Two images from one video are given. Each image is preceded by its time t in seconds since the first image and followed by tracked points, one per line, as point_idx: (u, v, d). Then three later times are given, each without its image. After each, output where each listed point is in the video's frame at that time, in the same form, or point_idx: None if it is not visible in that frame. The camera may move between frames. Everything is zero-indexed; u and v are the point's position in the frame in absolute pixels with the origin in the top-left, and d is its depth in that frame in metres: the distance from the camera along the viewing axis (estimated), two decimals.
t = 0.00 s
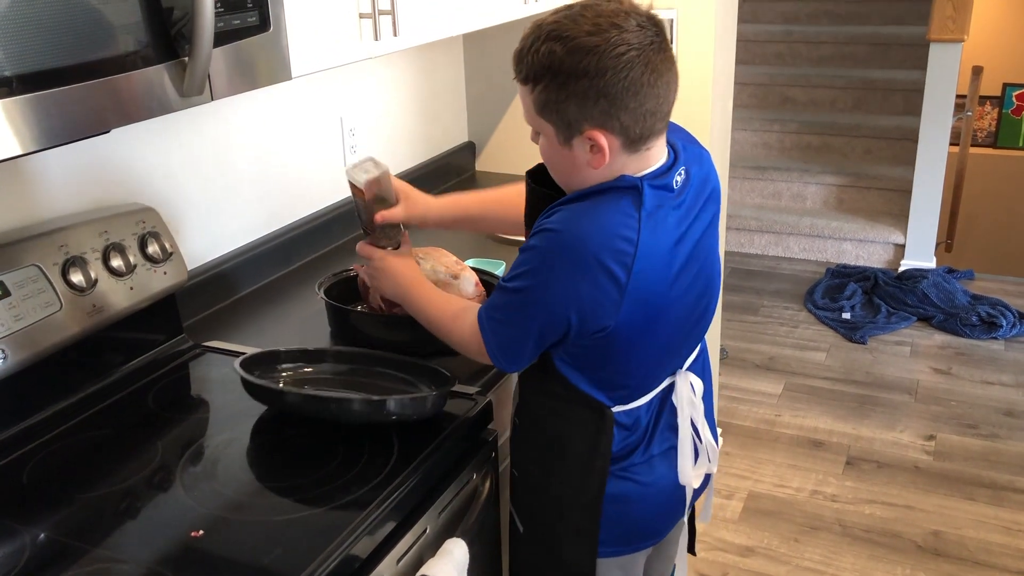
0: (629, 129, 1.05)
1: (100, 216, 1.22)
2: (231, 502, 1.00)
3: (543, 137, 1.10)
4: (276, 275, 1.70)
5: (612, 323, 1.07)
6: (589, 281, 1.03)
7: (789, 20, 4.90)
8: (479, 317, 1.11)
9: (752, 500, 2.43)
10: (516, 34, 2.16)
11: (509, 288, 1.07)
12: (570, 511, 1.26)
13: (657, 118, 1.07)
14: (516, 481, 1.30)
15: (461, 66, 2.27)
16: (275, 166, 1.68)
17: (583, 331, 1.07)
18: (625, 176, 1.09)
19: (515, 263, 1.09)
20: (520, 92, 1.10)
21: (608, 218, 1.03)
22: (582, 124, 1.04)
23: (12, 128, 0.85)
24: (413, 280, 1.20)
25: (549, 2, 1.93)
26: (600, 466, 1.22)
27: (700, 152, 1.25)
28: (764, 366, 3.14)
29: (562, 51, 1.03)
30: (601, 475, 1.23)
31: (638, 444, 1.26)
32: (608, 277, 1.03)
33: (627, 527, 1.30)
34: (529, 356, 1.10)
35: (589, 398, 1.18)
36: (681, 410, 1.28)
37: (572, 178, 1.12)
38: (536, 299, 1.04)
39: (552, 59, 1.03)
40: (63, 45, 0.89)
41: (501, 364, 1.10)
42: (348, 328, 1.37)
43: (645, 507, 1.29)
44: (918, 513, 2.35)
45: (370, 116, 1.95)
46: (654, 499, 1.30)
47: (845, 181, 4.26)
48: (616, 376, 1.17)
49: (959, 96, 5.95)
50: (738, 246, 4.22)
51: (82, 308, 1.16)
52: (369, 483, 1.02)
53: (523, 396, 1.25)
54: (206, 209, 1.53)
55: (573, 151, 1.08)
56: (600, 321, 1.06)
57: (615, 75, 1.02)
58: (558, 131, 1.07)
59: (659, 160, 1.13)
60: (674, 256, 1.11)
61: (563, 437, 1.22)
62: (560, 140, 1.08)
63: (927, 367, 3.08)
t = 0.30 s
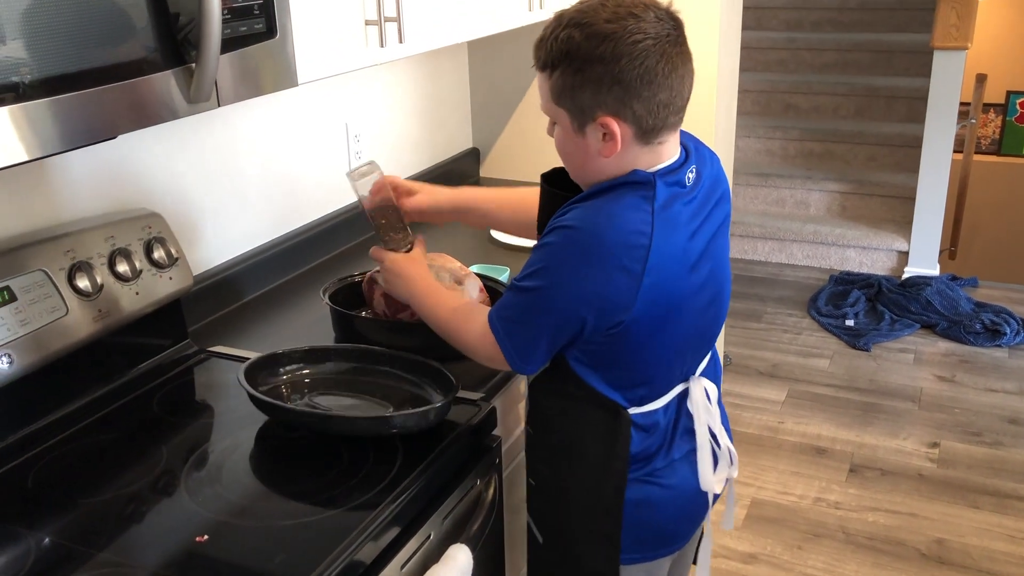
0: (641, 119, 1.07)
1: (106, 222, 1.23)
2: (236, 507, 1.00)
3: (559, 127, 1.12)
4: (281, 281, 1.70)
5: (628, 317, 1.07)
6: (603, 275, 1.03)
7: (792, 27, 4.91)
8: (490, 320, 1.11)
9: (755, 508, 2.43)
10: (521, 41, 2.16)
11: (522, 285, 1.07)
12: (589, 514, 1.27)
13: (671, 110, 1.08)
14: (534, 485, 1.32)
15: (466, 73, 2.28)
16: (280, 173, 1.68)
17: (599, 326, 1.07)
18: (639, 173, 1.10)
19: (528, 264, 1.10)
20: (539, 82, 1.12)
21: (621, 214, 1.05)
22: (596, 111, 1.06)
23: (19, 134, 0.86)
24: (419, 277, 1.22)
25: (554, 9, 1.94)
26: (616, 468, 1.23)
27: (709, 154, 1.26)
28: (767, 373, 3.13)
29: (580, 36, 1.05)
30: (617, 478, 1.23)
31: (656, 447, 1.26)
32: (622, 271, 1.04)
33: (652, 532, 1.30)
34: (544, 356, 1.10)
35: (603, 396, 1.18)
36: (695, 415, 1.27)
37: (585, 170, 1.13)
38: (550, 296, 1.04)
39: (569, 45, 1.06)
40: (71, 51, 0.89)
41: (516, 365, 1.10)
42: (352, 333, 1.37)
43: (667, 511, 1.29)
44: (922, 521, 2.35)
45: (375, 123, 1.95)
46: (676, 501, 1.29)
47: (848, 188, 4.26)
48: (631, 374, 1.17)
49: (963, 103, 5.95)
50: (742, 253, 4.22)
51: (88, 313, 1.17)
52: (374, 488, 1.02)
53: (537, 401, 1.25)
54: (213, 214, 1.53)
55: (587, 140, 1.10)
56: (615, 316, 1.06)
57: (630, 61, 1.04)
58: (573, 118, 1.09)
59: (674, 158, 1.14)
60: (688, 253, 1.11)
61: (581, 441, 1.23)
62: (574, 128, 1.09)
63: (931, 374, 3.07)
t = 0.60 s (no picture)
0: (635, 108, 1.08)
1: (111, 227, 1.23)
2: (239, 513, 1.00)
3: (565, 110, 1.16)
4: (285, 285, 1.70)
5: (629, 303, 1.08)
6: (605, 260, 1.04)
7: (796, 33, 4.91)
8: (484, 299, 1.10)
9: (759, 514, 2.42)
10: (525, 47, 2.17)
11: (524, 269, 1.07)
12: (599, 510, 1.26)
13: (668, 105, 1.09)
14: (544, 483, 1.31)
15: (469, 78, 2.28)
16: (284, 178, 1.68)
17: (600, 313, 1.08)
18: (639, 162, 1.11)
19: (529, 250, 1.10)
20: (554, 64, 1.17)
21: (622, 201, 1.06)
22: (593, 94, 1.10)
23: (23, 139, 0.86)
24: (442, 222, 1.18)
25: (557, 15, 1.94)
26: (626, 461, 1.23)
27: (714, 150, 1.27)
28: (771, 379, 3.13)
29: (588, 21, 1.09)
30: (626, 471, 1.23)
31: (668, 444, 1.26)
32: (624, 254, 1.05)
33: (666, 529, 1.30)
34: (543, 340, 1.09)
35: (607, 385, 1.19)
36: (703, 411, 1.28)
37: (585, 153, 1.17)
38: (552, 278, 1.04)
39: (579, 28, 1.10)
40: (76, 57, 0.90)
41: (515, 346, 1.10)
42: (356, 340, 1.37)
43: (680, 508, 1.30)
44: (926, 527, 2.34)
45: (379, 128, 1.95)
46: (689, 497, 1.30)
47: (852, 193, 4.26)
48: (633, 363, 1.18)
49: (967, 109, 5.95)
50: (746, 259, 4.21)
51: (93, 319, 1.17)
52: (378, 493, 1.02)
53: (544, 397, 1.25)
54: (218, 219, 1.54)
55: (584, 123, 1.13)
56: (616, 300, 1.07)
57: (628, 49, 1.06)
58: (574, 100, 1.13)
59: (677, 152, 1.15)
60: (691, 242, 1.12)
61: (589, 434, 1.23)
62: (575, 110, 1.13)
63: (935, 380, 3.06)
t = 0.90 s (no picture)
0: (660, 91, 1.20)
1: (114, 229, 1.23)
2: (242, 514, 1.00)
3: (591, 99, 1.26)
4: (288, 286, 1.70)
5: (654, 255, 1.18)
6: (633, 212, 1.15)
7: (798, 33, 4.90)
8: (522, 256, 1.21)
9: (762, 514, 2.42)
10: (527, 48, 2.17)
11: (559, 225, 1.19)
12: (620, 462, 1.35)
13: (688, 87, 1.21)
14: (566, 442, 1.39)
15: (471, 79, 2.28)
16: (286, 180, 1.69)
17: (628, 264, 1.18)
18: (661, 136, 1.22)
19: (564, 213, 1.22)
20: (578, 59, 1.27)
21: (651, 160, 1.17)
22: (620, 81, 1.21)
23: (27, 141, 0.86)
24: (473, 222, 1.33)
25: (559, 16, 1.94)
26: (649, 416, 1.32)
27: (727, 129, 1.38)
28: (774, 379, 3.12)
29: (613, 16, 1.20)
30: (647, 425, 1.32)
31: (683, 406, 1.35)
32: (655, 207, 1.16)
33: (681, 488, 1.39)
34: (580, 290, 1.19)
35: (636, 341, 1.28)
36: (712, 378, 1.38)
37: (610, 137, 1.27)
38: (591, 229, 1.15)
39: (604, 23, 1.21)
40: (78, 59, 0.90)
41: (553, 297, 1.19)
42: (359, 339, 1.37)
43: (694, 467, 1.39)
44: (930, 527, 2.34)
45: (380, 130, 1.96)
46: (701, 457, 1.39)
47: (855, 193, 4.26)
48: (660, 322, 1.27)
49: (969, 109, 5.94)
50: (748, 259, 4.21)
51: (95, 321, 1.17)
52: (381, 494, 1.02)
53: (571, 356, 1.34)
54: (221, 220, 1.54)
55: (612, 109, 1.24)
56: (648, 250, 1.17)
57: (652, 39, 1.18)
58: (601, 88, 1.23)
59: (695, 129, 1.27)
60: (712, 204, 1.23)
61: (614, 390, 1.32)
62: (602, 97, 1.24)
63: (938, 380, 3.06)
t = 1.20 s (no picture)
0: (705, 54, 1.36)
1: (114, 227, 1.23)
2: (243, 511, 1.00)
3: (635, 67, 1.40)
4: (288, 283, 1.70)
5: (708, 201, 1.34)
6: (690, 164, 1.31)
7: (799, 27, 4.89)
8: (592, 237, 1.37)
9: (765, 509, 2.42)
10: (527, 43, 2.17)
11: (618, 191, 1.34)
12: (675, 408, 1.46)
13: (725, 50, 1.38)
14: (613, 395, 1.49)
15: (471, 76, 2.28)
16: (285, 177, 1.69)
17: (688, 212, 1.34)
18: (701, 96, 1.38)
19: (617, 181, 1.37)
20: (616, 31, 1.40)
21: (696, 119, 1.33)
22: (670, 45, 1.35)
23: (27, 140, 0.86)
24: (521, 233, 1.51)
25: (559, 12, 1.94)
26: (701, 361, 1.44)
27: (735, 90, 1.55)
28: (776, 374, 3.12)
29: None
30: (699, 372, 1.45)
31: (723, 353, 1.52)
32: (705, 158, 1.32)
33: (724, 426, 1.56)
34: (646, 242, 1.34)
35: (692, 288, 1.42)
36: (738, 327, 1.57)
37: (652, 102, 1.41)
38: (654, 183, 1.30)
39: None
40: (77, 57, 0.90)
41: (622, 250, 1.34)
42: (359, 336, 1.37)
43: (733, 405, 1.56)
44: (932, 521, 2.33)
45: (380, 127, 1.95)
46: (736, 399, 1.56)
47: (856, 188, 4.25)
48: (710, 265, 1.43)
49: (971, 103, 5.93)
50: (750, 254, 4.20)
51: (96, 319, 1.17)
52: (382, 490, 1.02)
53: (619, 312, 1.45)
54: (222, 217, 1.54)
55: (659, 74, 1.37)
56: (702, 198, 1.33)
57: (696, 6, 1.34)
58: (649, 53, 1.37)
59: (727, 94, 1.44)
60: (748, 156, 1.40)
61: (665, 342, 1.44)
62: (649, 63, 1.37)
63: (941, 374, 3.06)
